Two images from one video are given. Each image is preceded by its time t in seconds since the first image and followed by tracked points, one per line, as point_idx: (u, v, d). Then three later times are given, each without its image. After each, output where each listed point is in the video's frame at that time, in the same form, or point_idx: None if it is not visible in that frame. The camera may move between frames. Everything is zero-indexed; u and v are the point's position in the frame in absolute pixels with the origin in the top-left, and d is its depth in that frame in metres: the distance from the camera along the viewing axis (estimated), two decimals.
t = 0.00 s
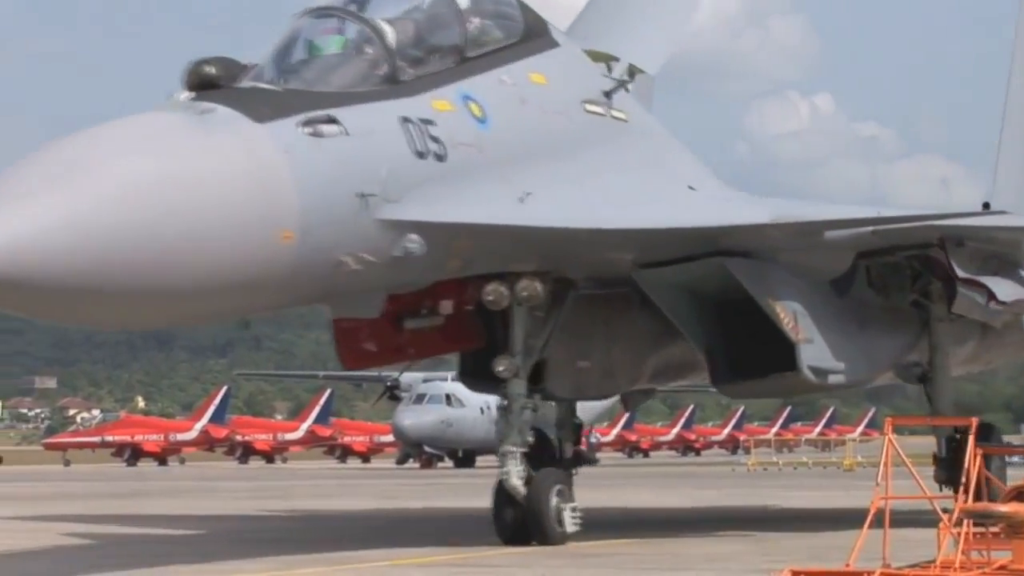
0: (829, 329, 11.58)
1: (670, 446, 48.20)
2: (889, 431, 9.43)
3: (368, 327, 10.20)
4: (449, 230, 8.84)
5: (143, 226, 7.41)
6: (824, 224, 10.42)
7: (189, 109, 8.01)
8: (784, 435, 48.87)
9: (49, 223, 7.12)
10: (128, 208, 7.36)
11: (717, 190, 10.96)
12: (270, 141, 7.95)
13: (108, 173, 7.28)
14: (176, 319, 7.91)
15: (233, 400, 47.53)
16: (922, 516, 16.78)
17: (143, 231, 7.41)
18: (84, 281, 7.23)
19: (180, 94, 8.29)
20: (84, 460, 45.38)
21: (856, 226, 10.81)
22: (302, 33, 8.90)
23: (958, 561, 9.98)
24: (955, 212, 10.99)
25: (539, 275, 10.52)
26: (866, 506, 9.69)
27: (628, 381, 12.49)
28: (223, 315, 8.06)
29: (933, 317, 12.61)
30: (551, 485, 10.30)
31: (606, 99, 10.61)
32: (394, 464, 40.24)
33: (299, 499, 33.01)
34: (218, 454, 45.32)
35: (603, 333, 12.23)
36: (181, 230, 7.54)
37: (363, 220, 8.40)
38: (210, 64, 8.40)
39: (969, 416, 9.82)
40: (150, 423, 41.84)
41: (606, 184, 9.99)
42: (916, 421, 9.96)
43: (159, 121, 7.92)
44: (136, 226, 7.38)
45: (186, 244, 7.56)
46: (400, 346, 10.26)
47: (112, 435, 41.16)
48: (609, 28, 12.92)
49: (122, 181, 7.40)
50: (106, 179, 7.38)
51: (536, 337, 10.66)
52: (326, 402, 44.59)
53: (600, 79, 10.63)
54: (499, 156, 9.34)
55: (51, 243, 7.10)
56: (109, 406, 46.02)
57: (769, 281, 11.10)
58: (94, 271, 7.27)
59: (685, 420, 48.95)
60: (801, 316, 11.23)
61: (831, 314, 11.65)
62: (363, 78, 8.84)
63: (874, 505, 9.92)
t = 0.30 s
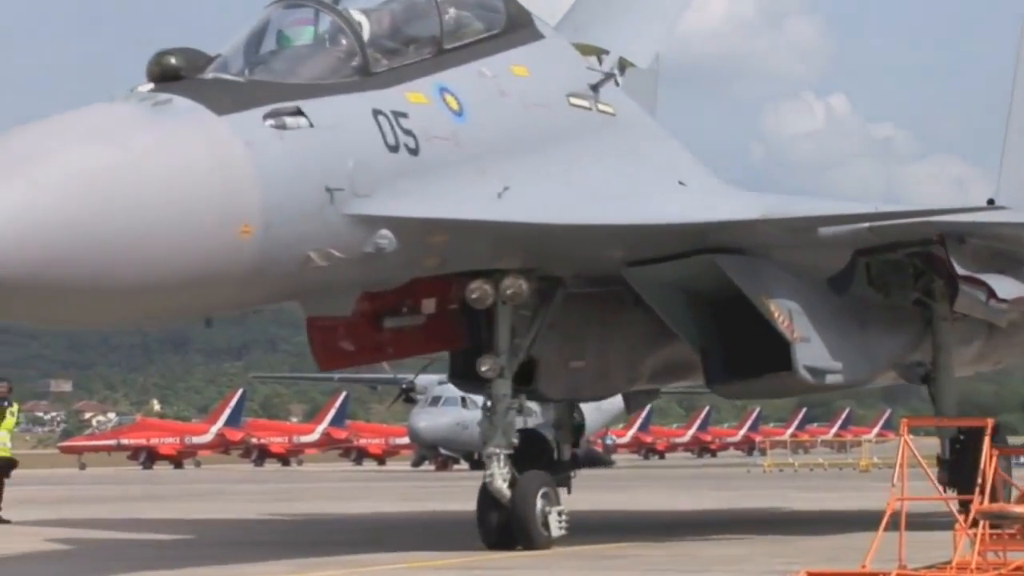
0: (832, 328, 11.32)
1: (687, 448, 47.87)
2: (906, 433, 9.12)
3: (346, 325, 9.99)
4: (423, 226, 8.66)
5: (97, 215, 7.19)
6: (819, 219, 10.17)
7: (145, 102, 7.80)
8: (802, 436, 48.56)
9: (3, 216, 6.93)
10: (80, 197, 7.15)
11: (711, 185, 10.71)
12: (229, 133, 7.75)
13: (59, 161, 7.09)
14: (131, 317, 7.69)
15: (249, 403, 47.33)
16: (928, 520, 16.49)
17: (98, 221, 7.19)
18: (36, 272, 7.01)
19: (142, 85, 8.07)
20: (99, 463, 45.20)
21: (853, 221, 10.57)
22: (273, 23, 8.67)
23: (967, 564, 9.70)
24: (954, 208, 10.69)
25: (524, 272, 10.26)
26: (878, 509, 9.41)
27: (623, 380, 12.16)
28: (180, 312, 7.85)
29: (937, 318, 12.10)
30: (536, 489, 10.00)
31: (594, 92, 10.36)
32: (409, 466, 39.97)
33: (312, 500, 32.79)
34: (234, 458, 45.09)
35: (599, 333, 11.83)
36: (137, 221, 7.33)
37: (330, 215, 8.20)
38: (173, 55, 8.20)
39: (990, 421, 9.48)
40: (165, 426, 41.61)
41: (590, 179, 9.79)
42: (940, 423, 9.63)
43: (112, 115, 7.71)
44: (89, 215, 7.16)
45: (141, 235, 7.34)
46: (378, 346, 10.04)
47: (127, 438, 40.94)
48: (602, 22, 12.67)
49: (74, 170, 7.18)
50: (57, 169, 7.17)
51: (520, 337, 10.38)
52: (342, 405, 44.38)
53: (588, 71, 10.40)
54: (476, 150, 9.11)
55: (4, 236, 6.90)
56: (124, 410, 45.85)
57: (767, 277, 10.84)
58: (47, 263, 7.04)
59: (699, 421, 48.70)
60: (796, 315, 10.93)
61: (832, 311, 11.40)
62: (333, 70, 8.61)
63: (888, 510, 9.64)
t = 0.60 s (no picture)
0: (825, 326, 11.08)
1: (697, 448, 47.63)
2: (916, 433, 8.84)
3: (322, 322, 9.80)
4: (396, 220, 8.45)
5: (52, 211, 6.96)
6: (811, 214, 9.94)
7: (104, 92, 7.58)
8: (815, 437, 48.31)
9: None
10: (33, 192, 6.92)
11: (699, 180, 10.48)
12: (190, 125, 7.52)
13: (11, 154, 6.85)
14: (85, 312, 7.47)
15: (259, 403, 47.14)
16: (926, 521, 16.26)
17: (52, 216, 6.96)
18: None
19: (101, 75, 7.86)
20: (108, 464, 45.01)
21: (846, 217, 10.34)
22: (241, 11, 8.45)
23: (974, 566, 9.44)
24: (947, 203, 10.43)
25: (505, 269, 10.04)
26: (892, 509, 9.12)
27: (614, 381, 11.91)
28: (132, 306, 7.64)
29: (935, 316, 11.75)
30: (515, 493, 9.84)
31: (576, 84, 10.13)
32: (419, 467, 39.75)
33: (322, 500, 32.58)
34: (243, 458, 44.89)
35: (587, 331, 11.58)
36: (93, 216, 7.10)
37: (297, 210, 7.99)
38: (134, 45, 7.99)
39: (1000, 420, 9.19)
40: (174, 427, 41.42)
41: (571, 172, 9.58)
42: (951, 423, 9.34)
43: (68, 105, 7.48)
44: (42, 211, 6.94)
45: (97, 231, 7.11)
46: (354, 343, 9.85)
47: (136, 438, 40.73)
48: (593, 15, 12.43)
49: (28, 163, 6.95)
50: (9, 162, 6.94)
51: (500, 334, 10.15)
52: (351, 405, 44.19)
53: (570, 63, 10.17)
54: (453, 143, 8.88)
55: None
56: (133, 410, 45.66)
57: (757, 274, 10.61)
58: None
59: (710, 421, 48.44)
60: (786, 312, 10.70)
61: (826, 309, 11.16)
62: (301, 60, 8.38)
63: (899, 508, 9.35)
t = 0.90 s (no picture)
0: (812, 323, 10.87)
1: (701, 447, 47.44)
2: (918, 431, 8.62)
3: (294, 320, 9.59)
4: (367, 214, 8.24)
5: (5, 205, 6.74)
6: (800, 209, 9.74)
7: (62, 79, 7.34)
8: (820, 436, 48.12)
9: None
10: None
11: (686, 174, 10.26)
12: (152, 115, 7.29)
13: None
14: (40, 307, 7.26)
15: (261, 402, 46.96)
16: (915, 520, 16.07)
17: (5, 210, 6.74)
18: None
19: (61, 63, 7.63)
20: (111, 462, 44.86)
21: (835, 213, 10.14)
22: None
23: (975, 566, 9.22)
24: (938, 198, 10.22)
25: (484, 265, 9.87)
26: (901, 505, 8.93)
27: (596, 379, 11.79)
28: (91, 301, 7.43)
29: (925, 313, 11.59)
30: (493, 493, 9.69)
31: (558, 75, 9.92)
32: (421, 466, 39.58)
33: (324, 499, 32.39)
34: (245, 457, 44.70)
35: (571, 328, 11.44)
36: (48, 209, 6.87)
37: (262, 202, 7.77)
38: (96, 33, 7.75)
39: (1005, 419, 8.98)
40: (177, 426, 41.24)
41: (551, 165, 9.39)
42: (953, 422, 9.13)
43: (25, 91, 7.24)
44: None
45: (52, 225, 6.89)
46: (329, 341, 9.64)
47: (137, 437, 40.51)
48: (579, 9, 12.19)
49: None
50: None
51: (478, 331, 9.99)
52: (354, 404, 44.02)
53: (551, 54, 9.97)
54: (428, 135, 8.70)
55: None
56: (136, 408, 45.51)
57: (742, 269, 10.42)
58: None
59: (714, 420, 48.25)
60: (772, 309, 10.52)
61: (814, 306, 10.98)
62: (270, 49, 8.14)
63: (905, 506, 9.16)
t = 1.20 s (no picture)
0: (806, 320, 10.65)
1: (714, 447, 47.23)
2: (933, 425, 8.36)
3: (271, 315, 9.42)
4: (340, 206, 8.01)
5: None
6: (792, 201, 9.50)
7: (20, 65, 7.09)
8: (835, 434, 47.89)
9: None
10: None
11: (676, 167, 10.02)
12: (115, 103, 7.06)
13: None
14: None
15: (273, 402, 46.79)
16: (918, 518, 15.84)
17: None
18: None
19: (20, 51, 7.40)
20: (124, 463, 44.70)
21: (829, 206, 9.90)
22: None
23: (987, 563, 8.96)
24: (936, 191, 9.98)
25: (467, 261, 9.63)
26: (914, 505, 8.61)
27: (588, 378, 11.50)
28: (49, 295, 7.21)
29: (923, 310, 11.26)
30: (477, 495, 9.47)
31: (542, 66, 9.69)
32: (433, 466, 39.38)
33: (334, 499, 32.20)
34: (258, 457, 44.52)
35: (562, 325, 11.20)
36: (9, 200, 6.62)
37: (230, 193, 7.54)
38: (58, 20, 7.50)
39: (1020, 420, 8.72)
40: (189, 427, 41.12)
41: (534, 157, 9.15)
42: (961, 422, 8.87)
43: None
44: None
45: (11, 216, 6.65)
46: (304, 338, 9.49)
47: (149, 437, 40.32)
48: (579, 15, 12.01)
49: None
50: None
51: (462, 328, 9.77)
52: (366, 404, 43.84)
53: (536, 44, 9.75)
54: (403, 126, 8.47)
55: None
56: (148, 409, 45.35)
57: (733, 264, 10.19)
58: None
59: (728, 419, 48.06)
60: (764, 305, 10.29)
61: (808, 301, 10.75)
62: (240, 37, 7.91)
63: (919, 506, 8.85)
